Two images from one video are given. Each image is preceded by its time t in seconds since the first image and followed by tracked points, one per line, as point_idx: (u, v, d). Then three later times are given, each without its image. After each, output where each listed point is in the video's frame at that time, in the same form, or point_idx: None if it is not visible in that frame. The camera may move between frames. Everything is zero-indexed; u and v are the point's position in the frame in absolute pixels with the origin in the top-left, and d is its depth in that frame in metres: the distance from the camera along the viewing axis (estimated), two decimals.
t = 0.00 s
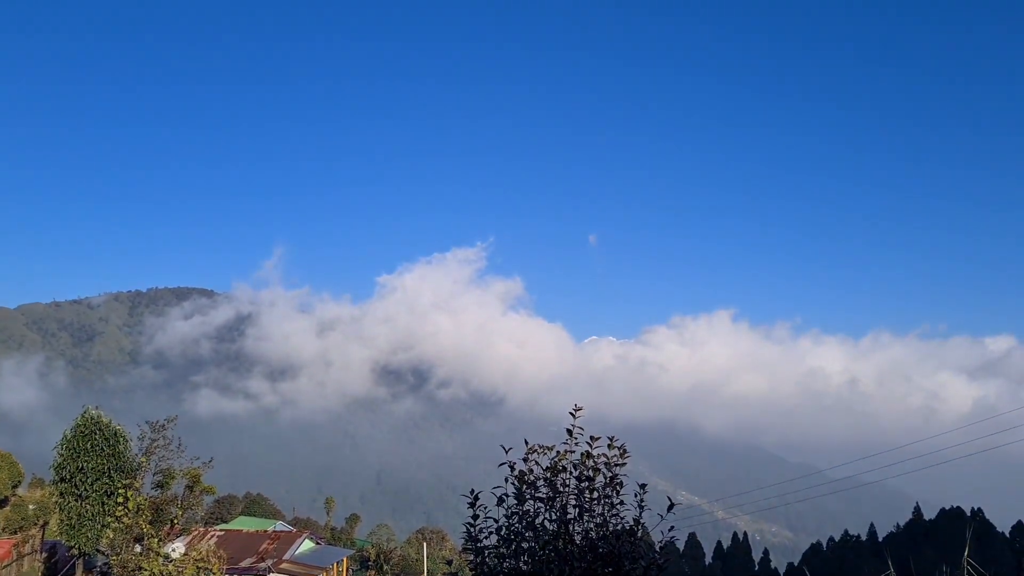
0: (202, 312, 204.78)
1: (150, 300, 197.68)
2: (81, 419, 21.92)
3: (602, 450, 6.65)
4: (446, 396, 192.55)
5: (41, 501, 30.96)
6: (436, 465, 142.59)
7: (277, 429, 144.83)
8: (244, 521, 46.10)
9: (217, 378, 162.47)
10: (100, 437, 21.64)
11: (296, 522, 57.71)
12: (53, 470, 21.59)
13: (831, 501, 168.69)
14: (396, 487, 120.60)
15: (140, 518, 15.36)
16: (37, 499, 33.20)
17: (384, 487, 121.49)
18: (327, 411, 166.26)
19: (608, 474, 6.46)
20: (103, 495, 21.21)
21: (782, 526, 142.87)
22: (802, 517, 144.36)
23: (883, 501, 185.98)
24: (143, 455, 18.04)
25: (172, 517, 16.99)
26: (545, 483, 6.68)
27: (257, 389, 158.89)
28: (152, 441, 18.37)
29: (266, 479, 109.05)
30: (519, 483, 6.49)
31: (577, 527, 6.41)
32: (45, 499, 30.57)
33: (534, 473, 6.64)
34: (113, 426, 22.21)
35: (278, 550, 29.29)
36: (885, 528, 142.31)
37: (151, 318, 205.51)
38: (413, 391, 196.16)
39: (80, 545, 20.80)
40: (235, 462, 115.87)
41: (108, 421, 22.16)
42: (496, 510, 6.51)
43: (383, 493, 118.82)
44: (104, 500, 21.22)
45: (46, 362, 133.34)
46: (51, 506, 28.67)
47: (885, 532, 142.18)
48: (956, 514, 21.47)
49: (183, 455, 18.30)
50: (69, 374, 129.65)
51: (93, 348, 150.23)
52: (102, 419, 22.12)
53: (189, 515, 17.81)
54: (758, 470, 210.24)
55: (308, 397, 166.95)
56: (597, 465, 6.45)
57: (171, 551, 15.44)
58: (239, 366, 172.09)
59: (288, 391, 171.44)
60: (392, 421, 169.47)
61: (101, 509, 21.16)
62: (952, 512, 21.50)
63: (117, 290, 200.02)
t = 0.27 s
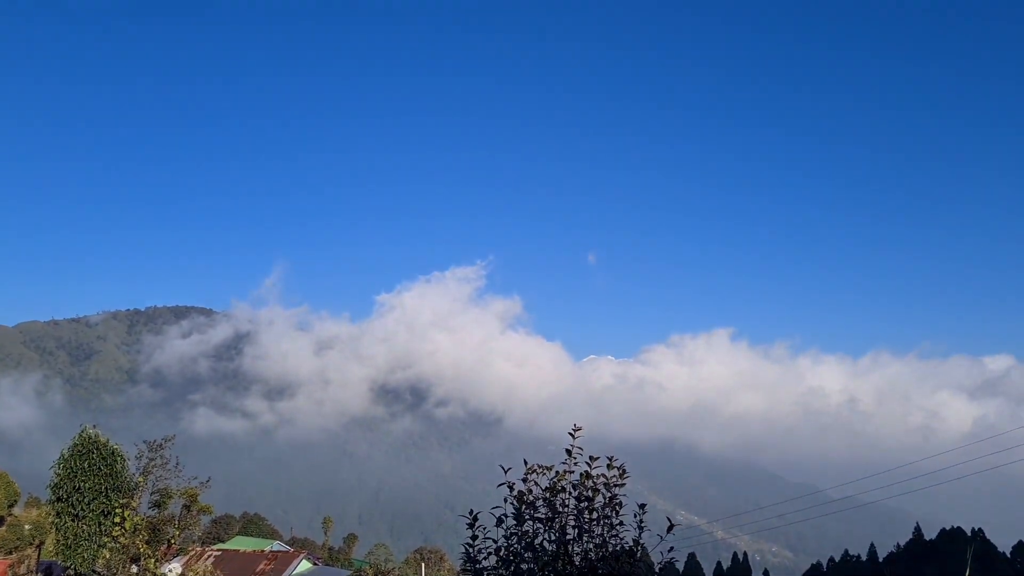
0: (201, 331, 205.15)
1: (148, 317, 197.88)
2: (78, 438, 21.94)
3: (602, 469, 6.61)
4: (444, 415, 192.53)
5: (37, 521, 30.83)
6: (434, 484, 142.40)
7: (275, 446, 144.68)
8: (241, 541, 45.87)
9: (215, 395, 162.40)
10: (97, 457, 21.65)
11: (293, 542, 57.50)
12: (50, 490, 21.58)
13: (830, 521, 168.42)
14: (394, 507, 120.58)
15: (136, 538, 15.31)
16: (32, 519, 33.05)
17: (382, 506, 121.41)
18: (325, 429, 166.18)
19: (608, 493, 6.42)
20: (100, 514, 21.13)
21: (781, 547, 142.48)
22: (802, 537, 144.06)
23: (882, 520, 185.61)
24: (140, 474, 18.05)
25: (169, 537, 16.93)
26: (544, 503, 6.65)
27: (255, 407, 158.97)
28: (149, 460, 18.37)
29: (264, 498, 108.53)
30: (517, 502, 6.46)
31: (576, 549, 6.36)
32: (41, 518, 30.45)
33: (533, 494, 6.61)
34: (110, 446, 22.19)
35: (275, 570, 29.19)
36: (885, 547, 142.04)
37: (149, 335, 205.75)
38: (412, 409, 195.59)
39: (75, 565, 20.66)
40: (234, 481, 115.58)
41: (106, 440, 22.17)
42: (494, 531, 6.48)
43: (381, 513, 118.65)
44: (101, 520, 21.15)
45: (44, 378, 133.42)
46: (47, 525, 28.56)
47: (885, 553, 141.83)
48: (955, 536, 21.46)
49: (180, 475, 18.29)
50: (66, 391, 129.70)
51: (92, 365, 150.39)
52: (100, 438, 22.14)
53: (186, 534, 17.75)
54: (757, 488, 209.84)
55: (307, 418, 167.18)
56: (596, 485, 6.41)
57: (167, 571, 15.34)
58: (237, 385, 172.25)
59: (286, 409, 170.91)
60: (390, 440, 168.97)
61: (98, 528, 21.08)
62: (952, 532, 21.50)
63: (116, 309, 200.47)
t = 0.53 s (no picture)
0: (200, 346, 205.18)
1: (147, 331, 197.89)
2: (77, 454, 21.86)
3: (602, 486, 6.57)
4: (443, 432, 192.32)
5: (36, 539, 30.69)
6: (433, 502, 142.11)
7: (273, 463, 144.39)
8: (240, 558, 45.69)
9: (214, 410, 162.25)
10: (96, 473, 21.58)
11: (292, 559, 57.32)
12: (48, 507, 21.44)
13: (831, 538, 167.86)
14: (395, 527, 120.85)
15: (136, 555, 15.25)
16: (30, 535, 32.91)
17: (382, 525, 121.63)
18: (323, 444, 165.94)
19: (608, 511, 6.37)
20: (99, 531, 20.98)
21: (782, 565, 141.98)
22: (802, 556, 143.67)
23: (882, 538, 185.23)
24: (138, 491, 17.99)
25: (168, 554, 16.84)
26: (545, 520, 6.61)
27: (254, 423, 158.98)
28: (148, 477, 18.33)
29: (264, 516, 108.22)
30: (517, 519, 6.42)
31: (576, 566, 6.33)
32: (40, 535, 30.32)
33: (532, 511, 6.58)
34: (110, 462, 22.12)
35: None
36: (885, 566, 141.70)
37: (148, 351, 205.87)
38: (411, 426, 195.20)
39: None
40: (232, 499, 115.39)
41: (105, 456, 22.11)
42: (495, 548, 6.45)
43: (380, 532, 118.53)
44: (100, 537, 21.01)
45: (43, 395, 133.46)
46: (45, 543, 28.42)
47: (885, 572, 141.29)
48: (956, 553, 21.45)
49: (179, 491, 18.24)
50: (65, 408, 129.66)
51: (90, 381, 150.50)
52: (99, 454, 22.07)
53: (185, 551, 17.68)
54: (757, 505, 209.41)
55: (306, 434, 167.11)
56: (596, 502, 6.36)
57: None
58: (236, 401, 172.23)
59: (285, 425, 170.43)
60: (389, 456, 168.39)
61: (97, 545, 20.94)
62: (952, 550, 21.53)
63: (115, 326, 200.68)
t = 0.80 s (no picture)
0: (200, 356, 205.11)
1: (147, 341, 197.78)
2: (77, 464, 21.90)
3: (603, 496, 6.55)
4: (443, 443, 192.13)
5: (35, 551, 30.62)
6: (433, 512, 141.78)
7: (273, 472, 144.10)
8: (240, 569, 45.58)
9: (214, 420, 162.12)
10: (96, 483, 21.61)
11: (291, 568, 57.18)
12: (47, 517, 21.40)
13: (832, 550, 166.70)
14: (394, 535, 120.47)
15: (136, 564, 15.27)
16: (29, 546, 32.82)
17: (383, 534, 121.33)
18: (323, 455, 165.67)
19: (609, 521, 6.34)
20: (98, 542, 20.89)
21: None
22: (803, 566, 143.31)
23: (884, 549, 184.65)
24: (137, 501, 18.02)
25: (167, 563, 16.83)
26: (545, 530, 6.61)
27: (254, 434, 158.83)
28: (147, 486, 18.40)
29: (262, 527, 107.76)
30: (518, 530, 6.39)
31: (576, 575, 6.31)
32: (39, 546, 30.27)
33: (533, 520, 6.56)
34: (109, 473, 22.15)
35: None
36: None
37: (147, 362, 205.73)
38: (411, 436, 194.95)
39: None
40: (232, 508, 115.14)
41: (104, 467, 22.13)
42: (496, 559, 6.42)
43: (380, 541, 118.19)
44: (98, 548, 20.91)
45: (43, 405, 133.40)
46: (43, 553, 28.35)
47: None
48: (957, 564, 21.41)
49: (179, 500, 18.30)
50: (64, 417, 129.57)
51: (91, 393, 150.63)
52: (99, 464, 22.10)
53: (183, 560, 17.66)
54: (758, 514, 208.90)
55: (306, 444, 166.82)
56: (598, 512, 6.33)
57: None
58: (236, 413, 172.15)
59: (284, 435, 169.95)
60: (389, 466, 168.06)
61: (96, 555, 20.85)
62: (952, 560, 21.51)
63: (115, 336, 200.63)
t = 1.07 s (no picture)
0: (200, 358, 205.22)
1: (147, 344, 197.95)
2: (78, 468, 21.98)
3: (605, 500, 6.52)
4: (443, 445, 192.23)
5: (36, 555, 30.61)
6: (434, 516, 141.96)
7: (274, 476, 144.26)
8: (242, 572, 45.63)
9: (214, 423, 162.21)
10: (97, 487, 21.67)
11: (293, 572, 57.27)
12: (48, 521, 21.43)
13: (834, 555, 166.54)
14: (395, 540, 120.94)
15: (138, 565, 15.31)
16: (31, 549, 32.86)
17: (383, 539, 121.74)
18: (324, 459, 165.73)
19: (610, 525, 6.31)
20: (99, 545, 20.89)
21: None
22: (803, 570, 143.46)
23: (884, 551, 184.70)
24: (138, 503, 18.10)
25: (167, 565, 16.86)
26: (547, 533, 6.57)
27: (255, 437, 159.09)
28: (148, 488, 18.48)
29: (263, 531, 107.56)
30: (520, 534, 6.37)
31: None
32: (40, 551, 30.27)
33: (535, 524, 6.54)
34: (110, 476, 22.20)
35: None
36: None
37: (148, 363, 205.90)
38: (412, 439, 195.04)
39: None
40: (234, 513, 115.30)
41: (105, 471, 22.20)
42: (498, 562, 6.40)
43: (380, 545, 118.39)
44: (100, 551, 20.93)
45: (43, 409, 133.50)
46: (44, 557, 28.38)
47: None
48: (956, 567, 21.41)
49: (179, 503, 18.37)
50: (65, 421, 129.77)
51: (92, 396, 150.91)
52: (99, 468, 22.17)
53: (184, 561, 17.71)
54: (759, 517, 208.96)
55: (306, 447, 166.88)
56: (599, 516, 6.31)
57: None
58: (236, 416, 172.38)
59: (285, 438, 169.62)
60: (390, 470, 168.19)
61: (97, 559, 20.87)
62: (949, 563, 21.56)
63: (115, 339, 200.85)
